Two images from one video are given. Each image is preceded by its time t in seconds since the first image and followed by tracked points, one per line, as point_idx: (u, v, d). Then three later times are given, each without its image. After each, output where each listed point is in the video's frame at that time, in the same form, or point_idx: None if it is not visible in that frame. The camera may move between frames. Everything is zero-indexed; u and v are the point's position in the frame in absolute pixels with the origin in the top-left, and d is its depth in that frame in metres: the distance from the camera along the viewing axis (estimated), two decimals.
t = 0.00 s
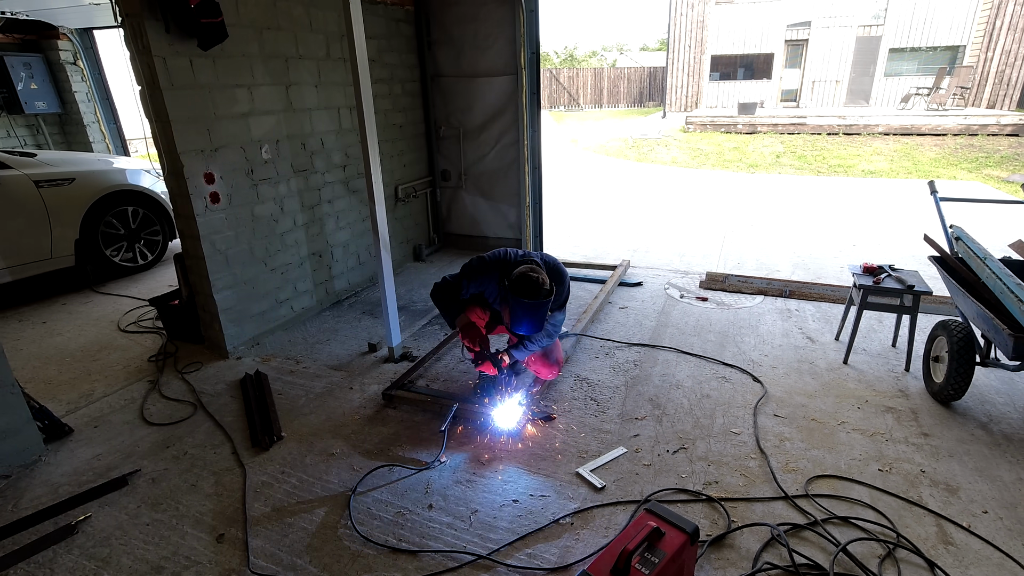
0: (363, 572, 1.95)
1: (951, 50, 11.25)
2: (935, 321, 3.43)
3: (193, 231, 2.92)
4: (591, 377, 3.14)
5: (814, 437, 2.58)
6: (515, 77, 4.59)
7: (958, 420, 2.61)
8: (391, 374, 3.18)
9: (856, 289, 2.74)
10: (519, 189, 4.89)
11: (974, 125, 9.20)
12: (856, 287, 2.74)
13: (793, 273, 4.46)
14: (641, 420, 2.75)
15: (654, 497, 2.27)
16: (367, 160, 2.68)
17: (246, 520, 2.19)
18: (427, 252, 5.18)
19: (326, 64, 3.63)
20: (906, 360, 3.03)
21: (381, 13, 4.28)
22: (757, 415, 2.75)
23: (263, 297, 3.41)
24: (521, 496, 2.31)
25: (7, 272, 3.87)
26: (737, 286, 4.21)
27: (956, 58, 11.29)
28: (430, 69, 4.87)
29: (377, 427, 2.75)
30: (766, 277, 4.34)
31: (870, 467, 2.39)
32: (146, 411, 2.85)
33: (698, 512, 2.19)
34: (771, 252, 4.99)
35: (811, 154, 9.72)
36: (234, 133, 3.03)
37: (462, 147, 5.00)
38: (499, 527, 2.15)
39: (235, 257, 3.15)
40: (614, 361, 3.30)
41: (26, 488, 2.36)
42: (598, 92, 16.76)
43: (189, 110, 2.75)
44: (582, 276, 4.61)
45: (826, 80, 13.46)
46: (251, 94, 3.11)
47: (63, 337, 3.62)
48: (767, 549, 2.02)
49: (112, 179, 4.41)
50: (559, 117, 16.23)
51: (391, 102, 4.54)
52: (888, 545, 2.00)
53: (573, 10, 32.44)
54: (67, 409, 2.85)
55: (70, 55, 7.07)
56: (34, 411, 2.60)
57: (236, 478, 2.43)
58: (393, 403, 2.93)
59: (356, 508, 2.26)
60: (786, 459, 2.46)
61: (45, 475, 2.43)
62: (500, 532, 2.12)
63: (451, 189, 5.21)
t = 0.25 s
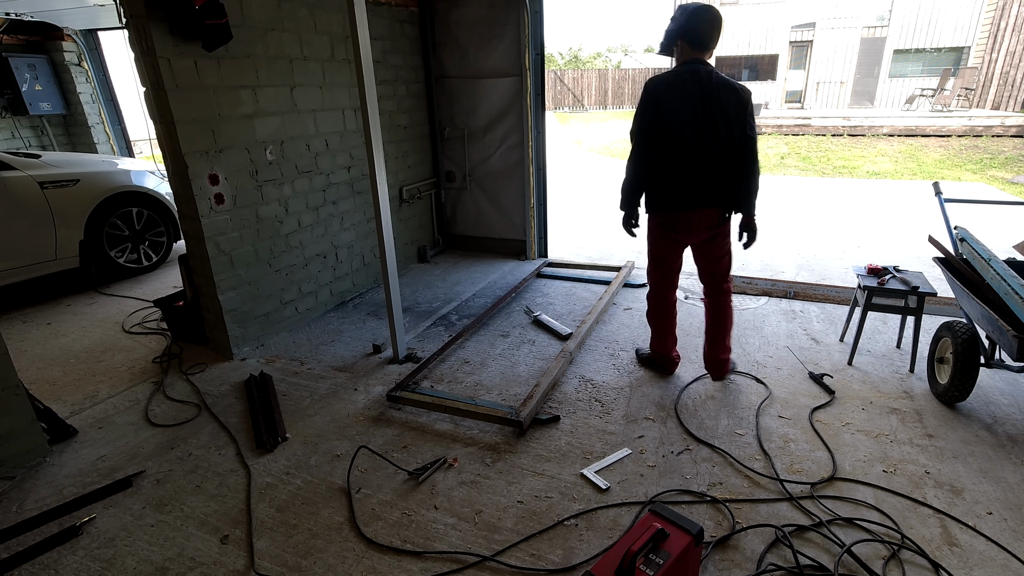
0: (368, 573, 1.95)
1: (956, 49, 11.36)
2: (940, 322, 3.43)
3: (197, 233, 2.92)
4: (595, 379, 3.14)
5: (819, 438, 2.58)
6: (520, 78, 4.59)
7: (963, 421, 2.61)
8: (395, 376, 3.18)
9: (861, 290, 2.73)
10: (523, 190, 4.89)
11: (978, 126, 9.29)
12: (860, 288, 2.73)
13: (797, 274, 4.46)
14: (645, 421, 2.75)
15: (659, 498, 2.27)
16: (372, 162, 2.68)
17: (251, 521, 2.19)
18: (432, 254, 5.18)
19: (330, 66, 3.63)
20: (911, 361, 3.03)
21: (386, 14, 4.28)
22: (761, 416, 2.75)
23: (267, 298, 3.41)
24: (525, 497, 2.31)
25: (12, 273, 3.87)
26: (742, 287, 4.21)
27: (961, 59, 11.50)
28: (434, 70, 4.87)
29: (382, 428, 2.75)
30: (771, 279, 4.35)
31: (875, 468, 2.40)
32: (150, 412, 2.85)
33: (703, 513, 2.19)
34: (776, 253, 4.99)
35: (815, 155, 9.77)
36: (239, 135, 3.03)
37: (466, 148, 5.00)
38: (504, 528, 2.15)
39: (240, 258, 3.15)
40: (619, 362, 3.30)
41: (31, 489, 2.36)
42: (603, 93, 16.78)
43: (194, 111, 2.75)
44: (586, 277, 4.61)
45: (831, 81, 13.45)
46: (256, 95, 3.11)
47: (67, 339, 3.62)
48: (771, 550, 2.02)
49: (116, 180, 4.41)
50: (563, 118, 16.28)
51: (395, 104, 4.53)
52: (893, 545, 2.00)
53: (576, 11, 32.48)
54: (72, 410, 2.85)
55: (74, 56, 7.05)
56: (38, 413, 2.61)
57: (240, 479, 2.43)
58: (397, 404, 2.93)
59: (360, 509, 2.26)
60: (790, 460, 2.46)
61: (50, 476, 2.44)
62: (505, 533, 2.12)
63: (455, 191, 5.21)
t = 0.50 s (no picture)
0: (373, 573, 1.95)
1: (960, 52, 12.18)
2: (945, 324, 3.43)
3: (202, 234, 2.92)
4: (600, 380, 3.14)
5: (823, 439, 2.58)
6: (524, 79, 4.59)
7: (968, 423, 2.61)
8: (399, 377, 3.17)
9: (865, 291, 2.70)
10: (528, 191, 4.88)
11: (983, 127, 9.61)
12: (865, 289, 2.72)
13: (802, 275, 4.46)
14: (649, 422, 2.75)
15: (664, 499, 2.27)
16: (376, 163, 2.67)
17: (255, 523, 2.19)
18: (436, 255, 5.18)
19: (335, 67, 3.63)
20: (916, 362, 3.03)
21: (390, 15, 4.27)
22: (766, 417, 2.75)
23: (272, 299, 3.41)
24: (530, 498, 2.31)
25: (17, 274, 3.88)
26: (746, 288, 4.21)
27: (965, 61, 12.15)
28: (439, 72, 4.87)
29: (386, 429, 2.75)
30: (776, 280, 4.35)
31: (879, 469, 2.40)
32: (155, 413, 2.85)
33: (707, 515, 2.19)
34: (780, 254, 5.00)
35: (820, 157, 9.70)
36: (243, 136, 3.03)
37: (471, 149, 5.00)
38: (509, 529, 2.15)
39: (244, 259, 3.15)
40: (623, 363, 3.30)
41: (35, 490, 2.36)
42: (607, 93, 16.81)
43: (199, 112, 2.75)
44: (591, 278, 4.61)
45: (835, 83, 13.45)
46: (261, 96, 3.11)
47: (72, 340, 3.62)
48: (776, 551, 2.02)
49: (120, 181, 4.41)
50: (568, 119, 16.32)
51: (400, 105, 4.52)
52: (896, 546, 2.00)
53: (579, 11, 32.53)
54: (76, 411, 2.85)
55: (79, 57, 7.08)
56: (43, 413, 2.60)
57: (245, 480, 2.43)
58: (402, 405, 2.93)
59: (364, 510, 2.26)
60: (795, 461, 2.47)
61: (55, 477, 2.43)
62: (509, 534, 2.12)
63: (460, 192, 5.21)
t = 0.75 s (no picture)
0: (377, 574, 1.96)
1: (965, 53, 10.93)
2: (949, 325, 3.42)
3: (206, 235, 2.91)
4: (604, 381, 3.13)
5: (828, 440, 2.58)
6: (529, 81, 4.59)
7: (972, 424, 2.61)
8: (403, 378, 3.17)
9: (870, 292, 2.70)
10: (534, 193, 4.87)
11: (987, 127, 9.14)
12: (868, 290, 2.71)
13: (806, 277, 4.46)
14: (654, 424, 2.75)
15: (668, 500, 2.27)
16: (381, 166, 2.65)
17: (259, 524, 2.19)
18: (440, 257, 5.17)
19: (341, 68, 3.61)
20: (920, 363, 3.03)
21: (395, 16, 4.27)
22: (770, 419, 2.75)
23: (276, 300, 3.40)
24: (534, 499, 2.31)
25: (22, 275, 3.88)
26: (751, 290, 4.21)
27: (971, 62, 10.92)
28: (445, 73, 4.87)
29: (390, 429, 2.75)
30: (781, 282, 4.35)
31: (884, 470, 2.40)
32: (159, 414, 2.85)
33: (712, 516, 2.19)
34: (785, 255, 5.00)
35: (825, 158, 9.71)
36: (248, 137, 3.02)
37: (476, 151, 5.00)
38: (513, 530, 2.15)
39: (248, 260, 3.14)
40: (627, 364, 3.30)
41: (40, 491, 2.37)
42: (611, 96, 16.83)
43: (204, 114, 2.75)
44: (595, 280, 4.60)
45: (841, 84, 13.38)
46: (266, 97, 3.11)
47: (77, 340, 3.62)
48: (780, 552, 2.02)
49: (125, 183, 4.41)
50: (572, 121, 16.33)
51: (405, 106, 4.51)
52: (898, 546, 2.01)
53: (582, 11, 32.50)
54: (81, 411, 2.86)
55: (83, 58, 7.08)
56: (48, 414, 2.61)
57: (250, 481, 2.43)
58: (406, 406, 2.93)
59: (369, 511, 2.26)
60: (799, 463, 2.47)
61: (60, 478, 2.44)
62: (513, 536, 2.12)
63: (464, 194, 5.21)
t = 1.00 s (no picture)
0: (355, 502, 2.08)
1: (913, 6, 12.70)
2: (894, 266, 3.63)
3: (192, 180, 3.06)
4: (569, 319, 3.28)
5: (782, 375, 2.72)
6: (498, 34, 4.78)
7: (919, 360, 2.76)
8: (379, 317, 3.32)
9: (823, 236, 2.92)
10: (502, 141, 5.11)
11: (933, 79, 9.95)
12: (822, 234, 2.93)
13: (761, 221, 4.65)
14: (617, 359, 2.89)
15: (630, 432, 2.39)
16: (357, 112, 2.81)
17: (243, 455, 2.31)
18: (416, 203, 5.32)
19: (318, 23, 3.75)
20: (869, 302, 3.20)
21: None
22: (727, 354, 2.89)
23: (258, 243, 3.56)
24: (503, 431, 2.44)
25: (16, 219, 4.03)
26: (709, 233, 4.40)
27: (917, 16, 12.73)
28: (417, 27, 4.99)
29: (366, 364, 2.90)
30: (736, 225, 4.55)
31: (835, 404, 2.52)
32: (146, 350, 2.99)
33: (672, 448, 2.31)
34: (742, 199, 5.22)
35: (778, 107, 9.94)
36: (231, 87, 3.17)
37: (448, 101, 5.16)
38: (483, 461, 2.27)
39: (232, 205, 3.30)
40: (592, 303, 3.46)
41: (33, 423, 2.48)
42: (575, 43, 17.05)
43: (188, 64, 2.89)
44: (562, 225, 4.79)
45: (792, 36, 13.91)
46: (247, 49, 3.24)
47: (68, 280, 3.76)
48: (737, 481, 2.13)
49: (114, 131, 4.54)
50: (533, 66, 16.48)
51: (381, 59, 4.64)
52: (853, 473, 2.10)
53: None
54: (72, 347, 2.99)
55: (76, 12, 7.05)
56: (40, 351, 2.73)
57: (233, 415, 2.55)
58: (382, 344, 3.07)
59: (347, 444, 2.38)
60: (755, 396, 2.60)
61: (51, 412, 2.55)
62: (484, 466, 2.24)
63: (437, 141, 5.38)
